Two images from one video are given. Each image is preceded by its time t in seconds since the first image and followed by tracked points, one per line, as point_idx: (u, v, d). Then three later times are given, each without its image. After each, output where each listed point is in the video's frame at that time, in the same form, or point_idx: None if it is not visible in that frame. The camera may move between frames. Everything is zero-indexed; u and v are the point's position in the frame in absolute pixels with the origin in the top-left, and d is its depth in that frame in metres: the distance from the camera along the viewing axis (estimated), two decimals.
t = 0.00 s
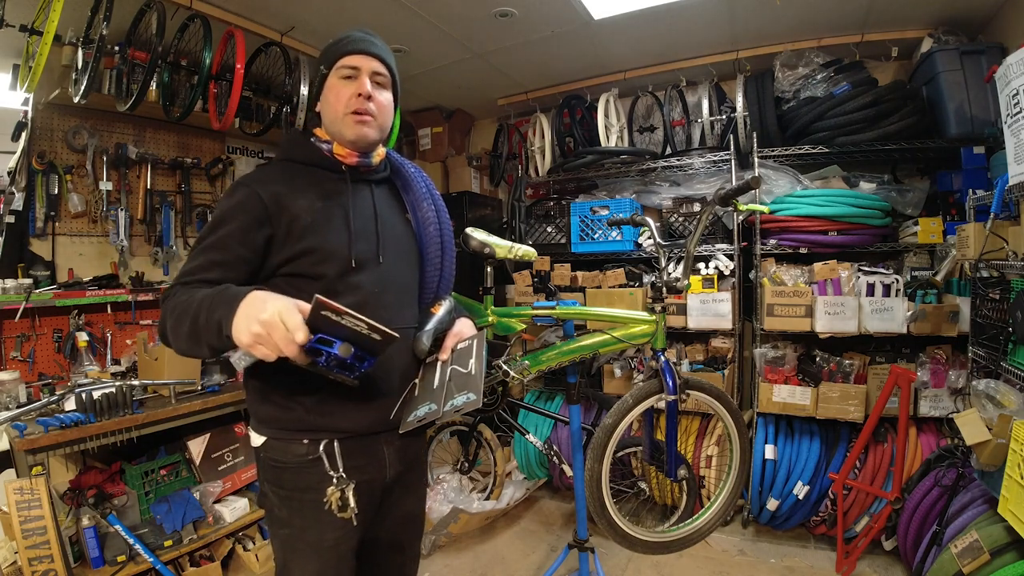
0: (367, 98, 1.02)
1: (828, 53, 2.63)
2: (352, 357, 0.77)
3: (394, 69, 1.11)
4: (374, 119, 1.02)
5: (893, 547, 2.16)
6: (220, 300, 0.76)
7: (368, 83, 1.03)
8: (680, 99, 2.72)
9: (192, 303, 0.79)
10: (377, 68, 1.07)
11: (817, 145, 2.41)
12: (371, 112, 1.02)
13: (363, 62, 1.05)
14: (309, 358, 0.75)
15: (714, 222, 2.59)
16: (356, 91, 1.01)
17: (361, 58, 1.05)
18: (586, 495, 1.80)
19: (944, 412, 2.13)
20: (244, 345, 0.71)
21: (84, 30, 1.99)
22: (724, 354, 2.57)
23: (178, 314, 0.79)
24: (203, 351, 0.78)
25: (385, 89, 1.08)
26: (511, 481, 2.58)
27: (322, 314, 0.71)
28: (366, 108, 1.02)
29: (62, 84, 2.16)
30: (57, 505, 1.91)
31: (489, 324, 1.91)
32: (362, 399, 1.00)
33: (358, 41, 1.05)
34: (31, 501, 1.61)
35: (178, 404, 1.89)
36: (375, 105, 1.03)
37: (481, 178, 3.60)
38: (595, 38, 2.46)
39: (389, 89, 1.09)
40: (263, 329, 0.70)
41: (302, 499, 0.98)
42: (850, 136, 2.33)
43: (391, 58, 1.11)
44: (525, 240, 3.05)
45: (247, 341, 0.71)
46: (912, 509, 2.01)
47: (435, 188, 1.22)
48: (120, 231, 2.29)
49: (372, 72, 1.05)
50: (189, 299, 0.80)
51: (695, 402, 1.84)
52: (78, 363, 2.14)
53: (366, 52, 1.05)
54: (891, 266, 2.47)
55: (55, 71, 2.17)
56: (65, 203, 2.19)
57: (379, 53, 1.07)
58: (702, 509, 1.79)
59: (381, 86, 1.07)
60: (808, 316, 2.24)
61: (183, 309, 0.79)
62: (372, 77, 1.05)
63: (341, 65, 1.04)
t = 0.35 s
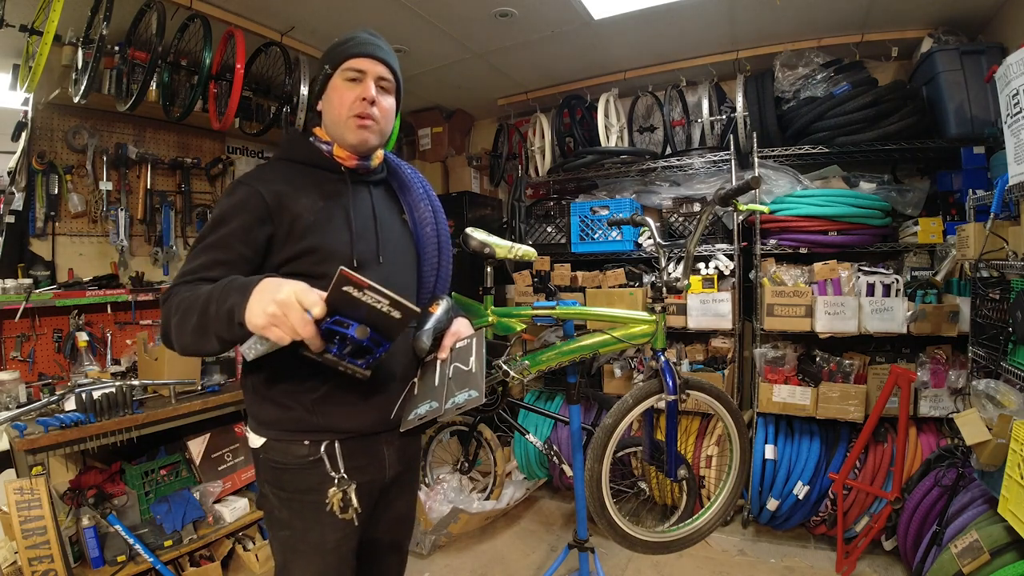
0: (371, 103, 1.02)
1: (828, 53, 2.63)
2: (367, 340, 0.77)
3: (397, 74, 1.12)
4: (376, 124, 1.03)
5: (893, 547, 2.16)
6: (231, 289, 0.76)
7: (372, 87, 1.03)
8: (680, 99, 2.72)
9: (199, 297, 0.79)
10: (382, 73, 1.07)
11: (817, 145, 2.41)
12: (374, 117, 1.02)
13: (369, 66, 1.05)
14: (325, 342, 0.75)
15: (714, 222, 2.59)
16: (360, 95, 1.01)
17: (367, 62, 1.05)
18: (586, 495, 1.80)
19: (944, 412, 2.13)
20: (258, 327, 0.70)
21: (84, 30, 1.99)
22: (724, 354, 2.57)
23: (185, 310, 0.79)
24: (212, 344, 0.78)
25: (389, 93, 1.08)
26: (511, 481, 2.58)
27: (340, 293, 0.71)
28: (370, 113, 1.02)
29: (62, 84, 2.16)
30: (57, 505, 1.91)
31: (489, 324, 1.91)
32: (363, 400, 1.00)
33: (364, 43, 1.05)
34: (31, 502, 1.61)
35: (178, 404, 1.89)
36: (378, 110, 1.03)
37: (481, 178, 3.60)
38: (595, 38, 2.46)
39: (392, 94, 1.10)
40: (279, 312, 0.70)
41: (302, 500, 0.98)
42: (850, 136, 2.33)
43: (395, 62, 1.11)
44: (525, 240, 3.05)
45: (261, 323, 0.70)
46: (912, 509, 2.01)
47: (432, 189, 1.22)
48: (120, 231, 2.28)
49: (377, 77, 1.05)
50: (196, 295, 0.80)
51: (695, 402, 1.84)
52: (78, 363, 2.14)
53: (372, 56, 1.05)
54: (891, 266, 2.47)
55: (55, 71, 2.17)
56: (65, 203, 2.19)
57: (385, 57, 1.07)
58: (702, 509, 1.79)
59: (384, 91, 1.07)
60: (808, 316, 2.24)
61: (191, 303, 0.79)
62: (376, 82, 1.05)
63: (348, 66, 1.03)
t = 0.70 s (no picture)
0: (359, 102, 1.02)
1: (828, 53, 2.63)
2: (359, 350, 0.72)
3: (386, 72, 1.12)
4: (366, 123, 1.03)
5: (893, 547, 2.16)
6: (230, 307, 0.76)
7: (361, 86, 1.03)
8: (680, 99, 2.72)
9: (203, 315, 0.79)
10: (370, 71, 1.07)
11: (817, 145, 2.41)
12: (363, 116, 1.02)
13: (357, 64, 1.05)
14: (320, 356, 0.71)
15: (714, 222, 2.59)
16: (349, 94, 1.01)
17: (355, 60, 1.05)
18: (586, 495, 1.80)
19: (944, 412, 2.14)
20: (251, 348, 0.72)
21: (84, 30, 1.99)
22: (724, 354, 2.57)
23: (191, 330, 0.80)
24: (218, 363, 0.78)
25: (378, 92, 1.08)
26: (511, 481, 2.58)
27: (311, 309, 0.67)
28: (359, 113, 1.02)
29: (62, 84, 2.16)
30: (57, 505, 1.91)
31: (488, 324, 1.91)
32: (364, 400, 1.00)
33: (352, 42, 1.05)
34: (31, 502, 1.61)
35: (178, 404, 1.89)
36: (367, 109, 1.03)
37: (481, 178, 3.59)
38: (595, 38, 2.46)
39: (381, 92, 1.10)
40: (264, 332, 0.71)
41: (304, 500, 0.98)
42: (850, 136, 2.33)
43: (384, 61, 1.11)
44: (525, 240, 3.05)
45: (254, 344, 0.71)
46: (912, 509, 2.01)
47: (427, 185, 1.22)
48: (120, 231, 2.28)
49: (366, 75, 1.05)
50: (200, 313, 0.80)
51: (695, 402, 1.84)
52: (78, 363, 2.14)
53: (360, 55, 1.05)
54: (891, 266, 2.47)
55: (55, 71, 2.17)
56: (65, 203, 2.19)
57: (373, 55, 1.07)
58: (702, 508, 1.79)
59: (373, 90, 1.07)
60: (808, 316, 2.24)
61: (196, 322, 0.80)
62: (365, 81, 1.05)
63: (335, 65, 1.03)
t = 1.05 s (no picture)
0: (362, 103, 1.02)
1: (828, 53, 2.63)
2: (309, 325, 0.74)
3: (389, 71, 1.11)
4: (369, 124, 1.03)
5: (893, 547, 2.16)
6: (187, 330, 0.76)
7: (363, 87, 1.03)
8: (680, 99, 2.72)
9: (177, 335, 0.80)
10: (373, 71, 1.07)
11: (817, 145, 2.41)
12: (365, 116, 1.02)
13: (360, 64, 1.05)
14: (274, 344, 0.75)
15: (714, 222, 2.59)
16: (352, 94, 1.02)
17: (358, 60, 1.05)
18: (586, 495, 1.80)
19: (944, 412, 2.13)
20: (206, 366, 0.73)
21: (84, 30, 1.99)
22: (724, 354, 2.57)
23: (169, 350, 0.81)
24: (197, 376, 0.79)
25: (380, 92, 1.08)
26: (511, 481, 2.58)
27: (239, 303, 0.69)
28: (360, 113, 1.02)
29: (62, 84, 2.16)
30: (57, 505, 1.91)
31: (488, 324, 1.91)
32: (363, 400, 1.00)
33: (355, 41, 1.05)
34: (31, 501, 1.61)
35: (178, 404, 1.89)
36: (370, 109, 1.03)
37: (481, 178, 3.59)
38: (595, 38, 2.46)
39: (384, 92, 1.10)
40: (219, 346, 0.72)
41: (303, 500, 0.98)
42: (850, 136, 2.33)
43: (387, 61, 1.11)
44: (525, 240, 3.04)
45: (206, 361, 0.72)
46: (912, 509, 2.01)
47: (430, 185, 1.22)
48: (120, 231, 2.28)
49: (368, 75, 1.06)
50: (176, 333, 0.82)
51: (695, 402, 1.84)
52: (78, 363, 2.14)
53: (363, 55, 1.05)
54: (891, 266, 2.47)
55: (55, 71, 2.17)
56: (65, 203, 2.19)
57: (376, 56, 1.07)
58: (702, 509, 1.79)
59: (377, 90, 1.07)
60: (808, 317, 2.24)
61: (175, 340, 0.81)
62: (368, 81, 1.05)
63: (337, 67, 1.04)
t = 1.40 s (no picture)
0: (387, 113, 1.02)
1: (828, 53, 2.63)
2: (53, 331, 0.69)
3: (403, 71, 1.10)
4: (390, 134, 1.04)
5: (893, 547, 2.16)
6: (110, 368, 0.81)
7: (389, 95, 1.02)
8: (680, 99, 2.72)
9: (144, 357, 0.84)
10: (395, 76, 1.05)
11: (817, 145, 2.41)
12: (388, 126, 1.03)
13: (385, 68, 1.02)
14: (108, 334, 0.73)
15: (714, 222, 2.59)
16: (377, 102, 1.00)
17: (383, 63, 1.02)
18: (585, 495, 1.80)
19: (943, 412, 2.14)
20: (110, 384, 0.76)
21: (84, 30, 1.99)
22: (724, 354, 2.57)
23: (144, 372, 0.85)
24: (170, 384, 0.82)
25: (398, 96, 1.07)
26: (511, 481, 2.58)
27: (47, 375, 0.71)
28: (384, 122, 1.02)
29: (62, 84, 2.16)
30: (57, 505, 1.91)
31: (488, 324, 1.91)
32: (364, 400, 1.00)
33: (379, 43, 1.02)
34: (31, 502, 1.61)
35: (178, 404, 1.89)
36: (392, 119, 1.03)
37: (481, 178, 3.59)
38: (596, 38, 2.46)
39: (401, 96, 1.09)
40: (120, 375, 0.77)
41: (303, 499, 0.98)
42: (850, 136, 2.33)
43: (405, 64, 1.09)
44: (525, 240, 3.04)
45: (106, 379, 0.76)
46: (911, 509, 2.01)
47: (434, 186, 1.22)
48: (120, 231, 2.28)
49: (392, 81, 1.04)
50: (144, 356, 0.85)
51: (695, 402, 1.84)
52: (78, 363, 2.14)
53: (383, 58, 1.02)
54: (891, 266, 2.47)
55: (54, 71, 2.17)
56: (65, 203, 2.19)
57: (395, 58, 1.05)
58: (702, 508, 1.79)
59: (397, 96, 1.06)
60: (808, 317, 2.24)
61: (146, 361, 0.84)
62: (391, 88, 1.04)
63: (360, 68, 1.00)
